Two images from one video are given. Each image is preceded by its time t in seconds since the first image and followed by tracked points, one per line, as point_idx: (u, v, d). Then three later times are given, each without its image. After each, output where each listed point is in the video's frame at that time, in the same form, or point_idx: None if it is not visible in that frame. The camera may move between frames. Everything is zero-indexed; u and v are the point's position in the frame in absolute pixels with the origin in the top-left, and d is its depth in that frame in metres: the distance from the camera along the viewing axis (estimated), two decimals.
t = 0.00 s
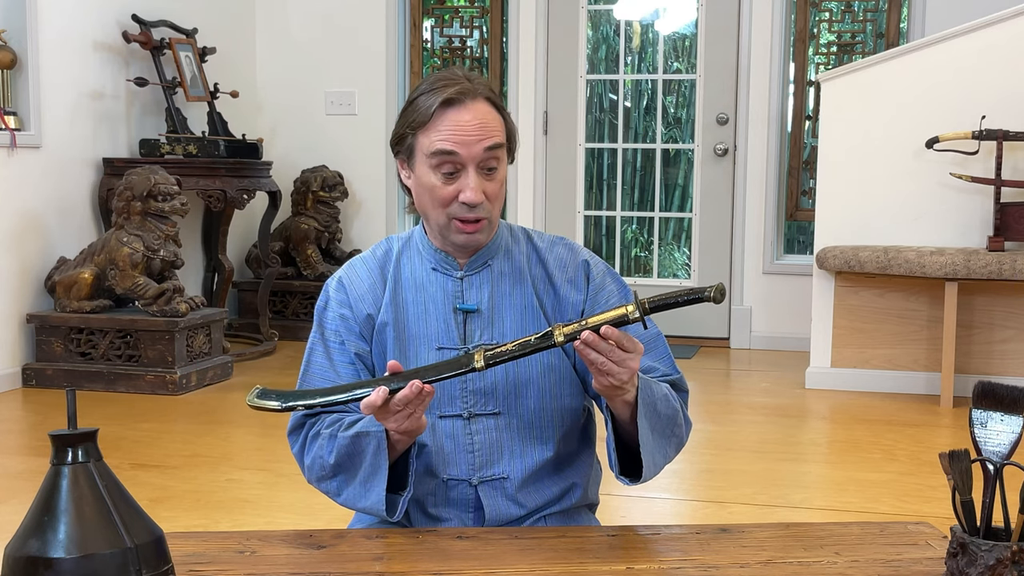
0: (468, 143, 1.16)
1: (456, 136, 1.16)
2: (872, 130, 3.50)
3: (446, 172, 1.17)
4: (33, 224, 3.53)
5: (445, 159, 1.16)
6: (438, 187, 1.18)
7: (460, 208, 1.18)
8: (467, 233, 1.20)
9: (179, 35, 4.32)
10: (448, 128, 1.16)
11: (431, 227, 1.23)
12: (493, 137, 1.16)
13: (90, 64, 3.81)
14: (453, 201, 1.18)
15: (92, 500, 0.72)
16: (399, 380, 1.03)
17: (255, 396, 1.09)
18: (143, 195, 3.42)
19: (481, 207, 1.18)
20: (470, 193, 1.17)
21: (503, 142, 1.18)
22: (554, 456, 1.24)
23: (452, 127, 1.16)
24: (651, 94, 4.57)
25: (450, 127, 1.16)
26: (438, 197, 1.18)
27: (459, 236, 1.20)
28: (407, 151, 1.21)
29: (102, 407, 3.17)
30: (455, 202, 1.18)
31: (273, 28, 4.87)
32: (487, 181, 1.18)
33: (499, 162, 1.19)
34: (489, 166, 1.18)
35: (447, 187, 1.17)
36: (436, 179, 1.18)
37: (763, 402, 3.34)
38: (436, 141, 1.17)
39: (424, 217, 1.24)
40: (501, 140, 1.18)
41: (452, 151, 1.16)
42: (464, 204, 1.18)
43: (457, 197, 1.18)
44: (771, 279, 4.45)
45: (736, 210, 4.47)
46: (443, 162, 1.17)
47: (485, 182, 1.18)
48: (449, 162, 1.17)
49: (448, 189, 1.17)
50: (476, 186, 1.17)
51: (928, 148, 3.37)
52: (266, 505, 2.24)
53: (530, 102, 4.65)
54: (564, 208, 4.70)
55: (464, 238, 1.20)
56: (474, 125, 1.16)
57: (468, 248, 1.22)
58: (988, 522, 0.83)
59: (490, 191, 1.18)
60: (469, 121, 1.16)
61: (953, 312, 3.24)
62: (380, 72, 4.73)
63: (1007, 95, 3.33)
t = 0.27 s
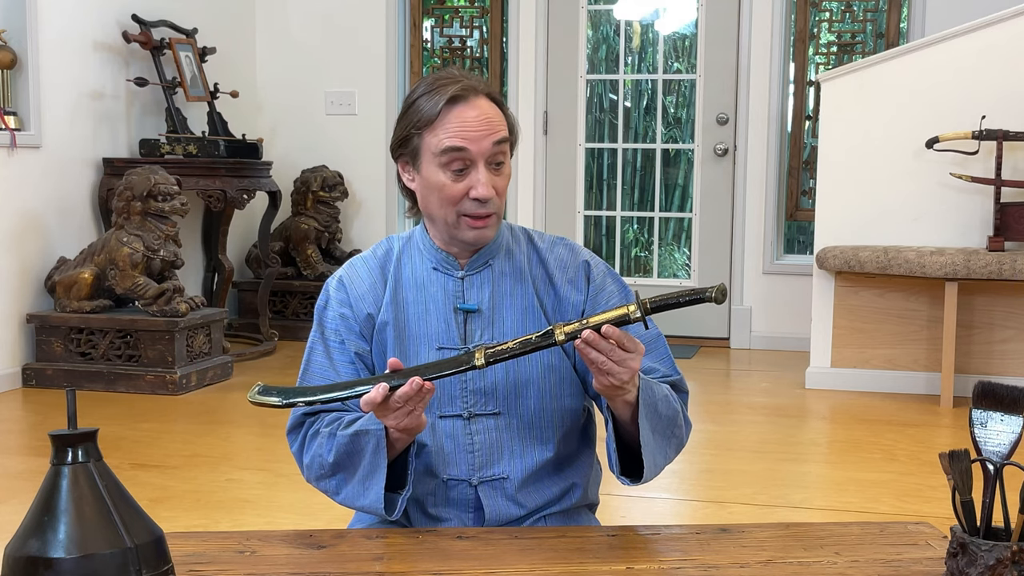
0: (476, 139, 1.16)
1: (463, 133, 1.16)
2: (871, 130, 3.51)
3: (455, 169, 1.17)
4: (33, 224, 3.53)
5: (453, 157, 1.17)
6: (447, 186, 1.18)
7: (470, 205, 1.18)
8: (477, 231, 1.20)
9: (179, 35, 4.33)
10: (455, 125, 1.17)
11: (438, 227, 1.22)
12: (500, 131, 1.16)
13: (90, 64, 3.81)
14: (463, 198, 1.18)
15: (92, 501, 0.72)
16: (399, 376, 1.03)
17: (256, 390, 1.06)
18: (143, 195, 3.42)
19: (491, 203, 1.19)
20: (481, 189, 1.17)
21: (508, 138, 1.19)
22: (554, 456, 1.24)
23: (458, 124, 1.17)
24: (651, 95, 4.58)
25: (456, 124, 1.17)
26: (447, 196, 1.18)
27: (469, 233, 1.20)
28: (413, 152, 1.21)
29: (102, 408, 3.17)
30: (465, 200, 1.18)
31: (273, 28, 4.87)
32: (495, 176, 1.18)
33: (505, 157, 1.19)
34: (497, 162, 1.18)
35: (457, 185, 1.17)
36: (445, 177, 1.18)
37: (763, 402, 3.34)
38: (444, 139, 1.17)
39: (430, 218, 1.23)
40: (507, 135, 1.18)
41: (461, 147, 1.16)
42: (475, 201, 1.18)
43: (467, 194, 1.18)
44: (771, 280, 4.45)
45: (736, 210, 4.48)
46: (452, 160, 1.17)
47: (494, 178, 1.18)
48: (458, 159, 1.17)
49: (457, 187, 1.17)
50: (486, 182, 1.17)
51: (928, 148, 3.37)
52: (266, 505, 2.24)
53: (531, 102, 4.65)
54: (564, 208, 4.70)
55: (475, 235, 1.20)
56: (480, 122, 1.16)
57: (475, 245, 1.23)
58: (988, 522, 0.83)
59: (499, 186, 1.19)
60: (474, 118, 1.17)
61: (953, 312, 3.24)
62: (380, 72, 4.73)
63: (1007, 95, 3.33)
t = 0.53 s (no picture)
0: (478, 140, 1.16)
1: (465, 134, 1.16)
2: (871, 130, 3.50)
3: (458, 171, 1.17)
4: (33, 223, 3.53)
5: (456, 158, 1.17)
6: (449, 187, 1.18)
7: (472, 207, 1.18)
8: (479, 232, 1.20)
9: (178, 35, 4.32)
10: (457, 127, 1.17)
11: (439, 229, 1.22)
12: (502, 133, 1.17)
13: (90, 64, 3.81)
14: (465, 200, 1.18)
15: (92, 502, 0.72)
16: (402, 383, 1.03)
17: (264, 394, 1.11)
18: (143, 195, 3.42)
19: (493, 204, 1.19)
20: (483, 190, 1.17)
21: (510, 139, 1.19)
22: (554, 456, 1.24)
23: (460, 126, 1.17)
24: (650, 95, 4.24)
25: (459, 125, 1.17)
26: (450, 197, 1.18)
27: (472, 234, 1.19)
28: (415, 154, 1.21)
29: (103, 407, 3.17)
30: (467, 201, 1.18)
31: (273, 28, 4.86)
32: (497, 178, 1.18)
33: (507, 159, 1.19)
34: (499, 164, 1.18)
35: (459, 186, 1.17)
36: (447, 178, 1.18)
37: (763, 402, 3.34)
38: (446, 140, 1.17)
39: (430, 220, 1.23)
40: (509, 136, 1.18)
41: (463, 148, 1.16)
42: (477, 202, 1.18)
43: (469, 196, 1.18)
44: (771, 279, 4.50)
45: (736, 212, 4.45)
46: (454, 161, 1.17)
47: (496, 179, 1.18)
48: (460, 161, 1.17)
49: (460, 189, 1.17)
50: (488, 183, 1.17)
51: (928, 149, 3.44)
52: (266, 505, 2.24)
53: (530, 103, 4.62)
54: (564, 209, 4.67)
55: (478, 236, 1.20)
56: (482, 123, 1.17)
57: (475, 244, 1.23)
58: (988, 522, 0.83)
59: (501, 187, 1.19)
60: (476, 120, 1.17)
61: (953, 310, 3.31)
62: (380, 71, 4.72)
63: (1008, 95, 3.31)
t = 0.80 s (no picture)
0: (452, 137, 1.15)
1: (442, 129, 1.15)
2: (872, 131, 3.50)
3: (429, 164, 1.16)
4: (33, 223, 3.53)
5: (429, 150, 1.16)
6: (419, 178, 1.17)
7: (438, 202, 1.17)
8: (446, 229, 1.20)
9: (179, 35, 4.33)
10: (436, 121, 1.15)
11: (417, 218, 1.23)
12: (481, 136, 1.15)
13: (90, 64, 3.81)
14: (432, 193, 1.17)
15: (92, 499, 0.74)
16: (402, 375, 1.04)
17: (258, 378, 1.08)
18: (143, 195, 3.42)
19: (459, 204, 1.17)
20: (448, 187, 1.16)
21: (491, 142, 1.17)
22: (554, 457, 1.24)
23: (439, 120, 1.15)
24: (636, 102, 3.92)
25: (438, 120, 1.16)
26: (419, 188, 1.18)
27: (439, 230, 1.21)
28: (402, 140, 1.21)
29: (103, 407, 3.18)
30: (434, 195, 1.17)
31: (273, 28, 4.87)
32: (467, 179, 1.16)
33: (485, 162, 1.17)
34: (473, 165, 1.16)
35: (428, 179, 1.16)
36: (420, 169, 1.17)
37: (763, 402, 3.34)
38: (423, 132, 1.16)
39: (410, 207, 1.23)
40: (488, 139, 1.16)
41: (435, 142, 1.15)
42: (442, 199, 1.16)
43: (436, 191, 1.17)
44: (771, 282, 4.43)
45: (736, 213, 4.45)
46: (427, 153, 1.16)
47: (466, 180, 1.16)
48: (432, 154, 1.16)
49: (428, 181, 1.16)
50: (455, 182, 1.16)
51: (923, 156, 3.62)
52: (267, 505, 2.24)
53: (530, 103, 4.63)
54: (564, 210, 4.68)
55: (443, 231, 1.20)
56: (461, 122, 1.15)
57: (446, 241, 1.22)
58: (988, 522, 0.83)
59: (470, 190, 1.17)
60: (459, 117, 1.16)
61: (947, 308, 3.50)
62: (380, 71, 4.73)
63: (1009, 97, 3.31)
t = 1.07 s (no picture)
0: (445, 138, 1.16)
1: (435, 130, 1.16)
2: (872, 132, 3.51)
3: (422, 163, 1.17)
4: (33, 223, 3.53)
5: (423, 149, 1.16)
6: (413, 177, 1.18)
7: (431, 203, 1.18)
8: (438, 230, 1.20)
9: (179, 35, 4.33)
10: (431, 121, 1.16)
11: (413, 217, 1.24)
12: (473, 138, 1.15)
13: (90, 64, 3.81)
14: (426, 193, 1.18)
15: (92, 500, 0.74)
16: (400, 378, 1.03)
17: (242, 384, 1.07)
18: (143, 195, 3.42)
19: (451, 205, 1.18)
20: (439, 189, 1.16)
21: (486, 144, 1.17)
22: (554, 457, 1.24)
23: (434, 120, 1.16)
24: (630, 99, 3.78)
25: (433, 120, 1.16)
26: (413, 187, 1.19)
27: (431, 229, 1.21)
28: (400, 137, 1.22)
29: (103, 408, 3.18)
30: (428, 195, 1.18)
31: (273, 29, 4.88)
32: (460, 180, 1.17)
33: (479, 163, 1.17)
34: (465, 166, 1.17)
35: (422, 178, 1.17)
36: (414, 168, 1.18)
37: (763, 402, 3.34)
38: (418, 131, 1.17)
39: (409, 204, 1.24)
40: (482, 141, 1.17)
41: (428, 142, 1.16)
42: (434, 199, 1.17)
43: (428, 191, 1.18)
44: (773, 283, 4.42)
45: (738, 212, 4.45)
46: (421, 152, 1.17)
47: (459, 182, 1.17)
48: (426, 154, 1.17)
49: (422, 181, 1.17)
50: (446, 183, 1.16)
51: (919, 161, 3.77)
52: (267, 505, 2.24)
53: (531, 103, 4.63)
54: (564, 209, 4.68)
55: (436, 231, 1.20)
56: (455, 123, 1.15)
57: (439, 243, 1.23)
58: (988, 522, 0.83)
59: (462, 191, 1.17)
60: (453, 118, 1.16)
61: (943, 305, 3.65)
62: (381, 71, 4.73)
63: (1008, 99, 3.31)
